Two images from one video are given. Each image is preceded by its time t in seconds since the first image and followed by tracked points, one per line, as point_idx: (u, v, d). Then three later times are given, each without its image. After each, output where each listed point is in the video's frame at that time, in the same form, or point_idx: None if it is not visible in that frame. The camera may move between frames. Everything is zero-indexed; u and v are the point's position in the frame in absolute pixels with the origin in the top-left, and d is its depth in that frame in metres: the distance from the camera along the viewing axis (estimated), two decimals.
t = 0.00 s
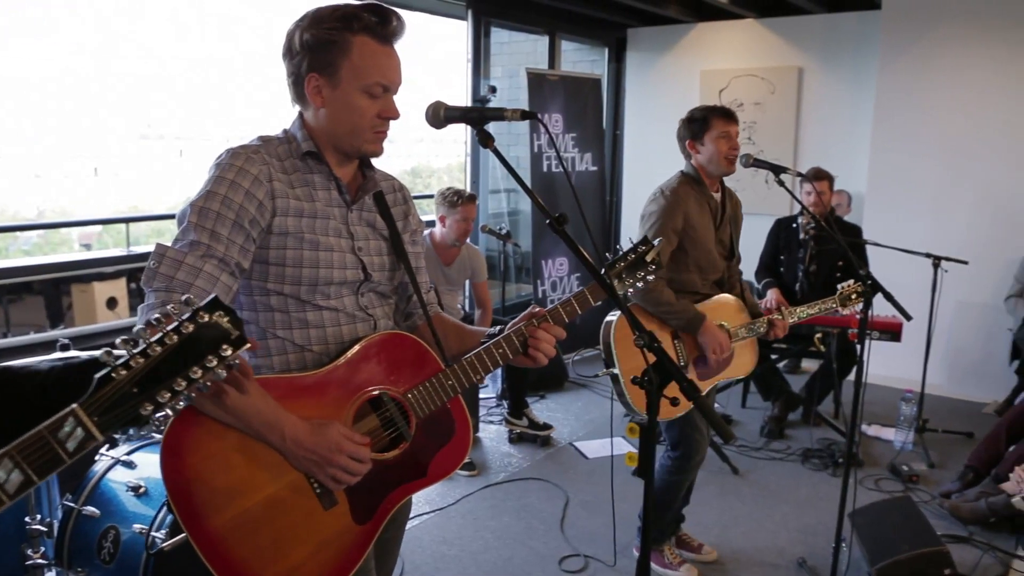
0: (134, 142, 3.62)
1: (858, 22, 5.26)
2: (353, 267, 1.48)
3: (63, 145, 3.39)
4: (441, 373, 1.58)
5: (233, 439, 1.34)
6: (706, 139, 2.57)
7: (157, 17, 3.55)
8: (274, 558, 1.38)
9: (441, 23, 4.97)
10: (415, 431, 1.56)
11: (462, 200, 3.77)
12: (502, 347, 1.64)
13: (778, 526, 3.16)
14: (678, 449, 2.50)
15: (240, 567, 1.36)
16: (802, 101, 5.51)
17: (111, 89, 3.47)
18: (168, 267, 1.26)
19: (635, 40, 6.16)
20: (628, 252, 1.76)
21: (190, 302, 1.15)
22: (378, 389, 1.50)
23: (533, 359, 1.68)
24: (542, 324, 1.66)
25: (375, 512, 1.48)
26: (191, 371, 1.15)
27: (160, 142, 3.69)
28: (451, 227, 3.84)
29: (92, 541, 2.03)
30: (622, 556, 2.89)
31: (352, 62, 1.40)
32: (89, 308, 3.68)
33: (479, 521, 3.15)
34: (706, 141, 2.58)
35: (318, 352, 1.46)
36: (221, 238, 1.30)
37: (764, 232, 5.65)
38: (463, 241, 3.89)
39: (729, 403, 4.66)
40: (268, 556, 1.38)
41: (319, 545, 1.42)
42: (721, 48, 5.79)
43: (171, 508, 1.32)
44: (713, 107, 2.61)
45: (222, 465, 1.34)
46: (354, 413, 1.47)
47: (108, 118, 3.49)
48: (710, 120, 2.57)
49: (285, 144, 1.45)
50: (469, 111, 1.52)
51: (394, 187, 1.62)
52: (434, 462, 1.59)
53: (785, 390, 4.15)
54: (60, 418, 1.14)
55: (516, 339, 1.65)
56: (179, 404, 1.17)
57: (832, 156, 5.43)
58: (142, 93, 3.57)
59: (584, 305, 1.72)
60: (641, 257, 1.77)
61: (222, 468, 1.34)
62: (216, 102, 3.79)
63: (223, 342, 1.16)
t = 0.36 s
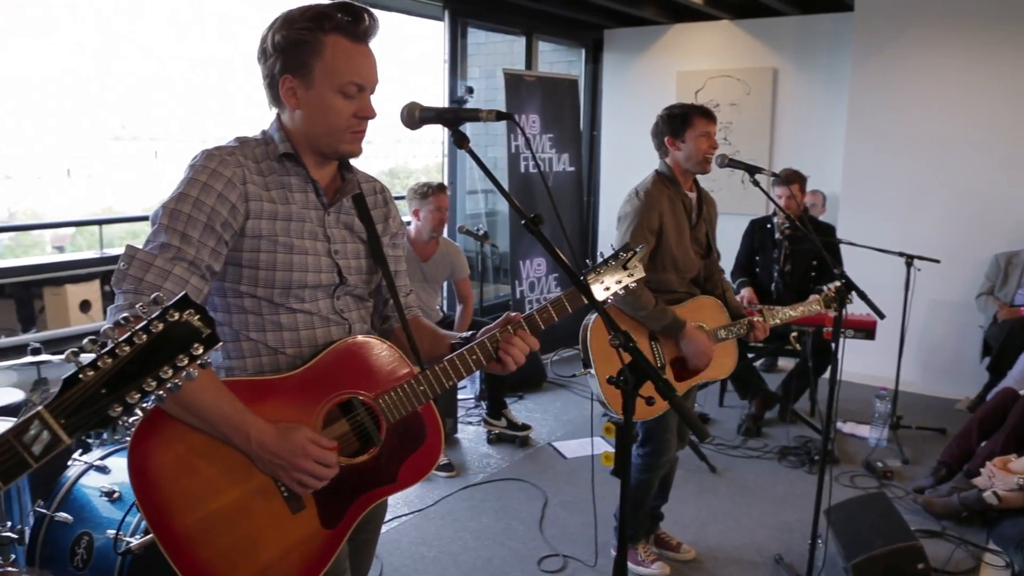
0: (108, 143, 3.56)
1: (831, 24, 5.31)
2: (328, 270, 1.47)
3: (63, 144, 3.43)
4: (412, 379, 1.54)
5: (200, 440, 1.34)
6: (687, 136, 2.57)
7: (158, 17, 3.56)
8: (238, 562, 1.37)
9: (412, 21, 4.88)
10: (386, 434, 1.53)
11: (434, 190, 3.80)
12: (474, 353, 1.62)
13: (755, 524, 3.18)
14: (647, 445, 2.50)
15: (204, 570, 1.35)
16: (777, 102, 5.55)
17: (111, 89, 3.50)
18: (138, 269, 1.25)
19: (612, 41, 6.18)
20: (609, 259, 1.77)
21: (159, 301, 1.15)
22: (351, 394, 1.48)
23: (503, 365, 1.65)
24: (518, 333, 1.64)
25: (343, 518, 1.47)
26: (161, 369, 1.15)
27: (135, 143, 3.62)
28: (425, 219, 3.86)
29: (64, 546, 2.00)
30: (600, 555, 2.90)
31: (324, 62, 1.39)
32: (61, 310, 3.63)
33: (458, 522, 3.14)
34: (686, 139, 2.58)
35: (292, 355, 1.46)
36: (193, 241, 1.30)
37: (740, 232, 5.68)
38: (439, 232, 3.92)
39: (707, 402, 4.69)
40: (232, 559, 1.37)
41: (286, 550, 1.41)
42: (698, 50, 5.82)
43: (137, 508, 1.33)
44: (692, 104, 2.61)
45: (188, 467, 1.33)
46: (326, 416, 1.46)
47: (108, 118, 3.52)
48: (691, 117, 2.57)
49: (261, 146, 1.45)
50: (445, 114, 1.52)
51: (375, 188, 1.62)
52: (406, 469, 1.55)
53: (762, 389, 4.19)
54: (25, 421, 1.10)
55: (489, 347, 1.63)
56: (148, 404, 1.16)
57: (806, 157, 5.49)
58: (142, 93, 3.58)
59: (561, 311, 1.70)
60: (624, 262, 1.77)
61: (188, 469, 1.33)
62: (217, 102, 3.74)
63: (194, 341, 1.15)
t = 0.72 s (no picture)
0: (86, 143, 3.49)
1: (811, 24, 5.34)
2: (311, 267, 1.46)
3: (63, 145, 3.44)
4: (400, 375, 1.55)
5: (188, 443, 1.32)
6: (671, 134, 2.58)
7: (158, 17, 3.56)
8: (230, 564, 1.36)
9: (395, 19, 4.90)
10: (375, 433, 1.54)
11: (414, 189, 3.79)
12: (461, 348, 1.62)
13: (738, 521, 3.20)
14: (623, 443, 2.49)
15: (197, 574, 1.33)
16: (758, 101, 5.58)
17: (110, 89, 3.50)
18: (122, 270, 1.23)
19: (593, 40, 6.18)
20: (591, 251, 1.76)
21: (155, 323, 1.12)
22: (338, 392, 1.48)
23: (488, 358, 1.65)
24: (505, 326, 1.65)
25: (334, 517, 1.47)
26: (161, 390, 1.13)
27: (114, 143, 3.56)
28: (411, 220, 3.85)
29: (43, 551, 1.99)
30: (584, 554, 2.90)
31: (300, 59, 1.38)
32: (40, 310, 3.62)
33: (442, 522, 3.13)
34: (668, 136, 2.59)
35: (277, 355, 1.45)
36: (176, 240, 1.28)
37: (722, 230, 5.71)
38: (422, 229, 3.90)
39: (690, 400, 4.71)
40: (224, 562, 1.35)
41: (276, 550, 1.40)
42: (680, 49, 5.84)
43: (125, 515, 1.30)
44: (676, 103, 2.61)
45: (176, 471, 1.31)
46: (314, 416, 1.45)
47: (108, 118, 3.51)
48: (675, 115, 2.57)
49: (241, 145, 1.44)
50: (425, 112, 1.51)
51: (354, 189, 1.62)
52: (395, 464, 1.56)
53: (745, 386, 4.21)
54: (19, 446, 1.07)
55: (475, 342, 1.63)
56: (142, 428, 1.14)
57: (787, 155, 5.52)
58: (142, 93, 3.58)
59: (544, 304, 1.72)
60: (604, 256, 1.78)
61: (177, 473, 1.31)
62: (216, 102, 3.72)
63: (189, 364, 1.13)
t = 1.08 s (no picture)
0: (69, 142, 3.49)
1: (795, 24, 5.38)
2: (296, 269, 1.45)
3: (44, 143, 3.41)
4: (386, 377, 1.55)
5: (172, 441, 1.31)
6: (660, 136, 2.57)
7: (158, 17, 3.58)
8: (213, 563, 1.35)
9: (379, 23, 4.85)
10: (361, 434, 1.54)
11: (395, 189, 3.81)
12: (445, 351, 1.62)
13: (723, 519, 3.21)
14: (606, 443, 2.49)
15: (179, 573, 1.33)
16: (742, 101, 5.61)
17: (111, 89, 3.54)
18: (107, 269, 1.22)
19: (579, 40, 6.18)
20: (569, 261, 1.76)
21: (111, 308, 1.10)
22: (323, 393, 1.48)
23: (469, 359, 1.64)
24: (486, 328, 1.64)
25: (317, 517, 1.46)
26: (131, 364, 1.11)
27: (97, 143, 3.55)
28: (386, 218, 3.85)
29: (25, 555, 1.97)
30: (570, 553, 2.90)
31: (279, 62, 1.37)
32: (21, 311, 3.51)
33: (428, 522, 3.13)
34: (657, 138, 2.58)
35: (262, 356, 1.44)
36: (161, 240, 1.27)
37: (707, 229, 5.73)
38: (405, 229, 3.91)
39: (676, 399, 4.72)
40: (207, 561, 1.35)
41: (260, 549, 1.40)
42: (665, 49, 5.85)
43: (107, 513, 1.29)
44: (662, 103, 2.61)
45: (159, 469, 1.31)
46: (298, 416, 1.45)
47: (108, 118, 3.55)
48: (665, 117, 2.57)
49: (226, 145, 1.43)
50: (409, 112, 1.51)
51: (339, 191, 1.61)
52: (380, 465, 1.56)
53: (730, 385, 4.23)
54: None
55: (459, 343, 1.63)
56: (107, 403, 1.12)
57: (771, 154, 5.55)
58: (142, 93, 3.61)
59: (529, 309, 1.71)
60: (588, 261, 1.78)
61: (161, 471, 1.31)
62: (216, 102, 3.77)
63: (147, 347, 1.11)
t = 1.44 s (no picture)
0: (42, 143, 3.41)
1: (773, 25, 5.42)
2: (268, 267, 1.44)
3: (20, 145, 3.35)
4: (357, 377, 1.50)
5: (138, 441, 1.31)
6: (631, 138, 2.58)
7: (158, 17, 3.65)
8: (179, 565, 1.34)
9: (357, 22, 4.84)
10: (332, 435, 1.50)
11: (371, 189, 3.82)
12: (420, 351, 1.57)
13: (703, 517, 3.23)
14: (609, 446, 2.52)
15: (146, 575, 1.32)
16: (720, 102, 5.64)
17: (111, 89, 3.55)
18: (74, 270, 1.22)
19: (558, 40, 6.19)
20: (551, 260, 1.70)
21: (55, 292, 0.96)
22: (294, 393, 1.46)
23: (445, 359, 1.57)
24: (463, 329, 1.59)
25: (287, 519, 1.44)
26: (81, 349, 0.98)
27: (72, 143, 3.48)
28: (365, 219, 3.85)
29: None
30: (551, 553, 2.90)
31: (241, 65, 1.35)
32: None
33: (409, 523, 3.12)
34: (629, 139, 2.59)
35: (234, 355, 1.43)
36: (130, 239, 1.26)
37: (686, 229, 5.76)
38: (383, 231, 3.91)
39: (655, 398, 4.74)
40: (173, 564, 1.33)
41: (228, 551, 1.37)
42: (644, 49, 5.87)
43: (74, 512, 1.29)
44: (633, 105, 2.62)
45: (125, 469, 1.31)
46: (269, 416, 1.43)
47: (108, 118, 3.57)
48: (633, 119, 2.58)
49: (198, 144, 1.42)
50: (385, 112, 1.50)
51: (315, 191, 1.60)
52: (351, 467, 1.52)
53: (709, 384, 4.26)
54: None
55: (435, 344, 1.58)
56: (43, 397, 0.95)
57: (749, 155, 5.60)
58: (142, 93, 3.64)
59: (507, 309, 1.65)
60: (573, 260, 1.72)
61: (127, 470, 1.31)
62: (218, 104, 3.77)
63: (94, 333, 1.00)
